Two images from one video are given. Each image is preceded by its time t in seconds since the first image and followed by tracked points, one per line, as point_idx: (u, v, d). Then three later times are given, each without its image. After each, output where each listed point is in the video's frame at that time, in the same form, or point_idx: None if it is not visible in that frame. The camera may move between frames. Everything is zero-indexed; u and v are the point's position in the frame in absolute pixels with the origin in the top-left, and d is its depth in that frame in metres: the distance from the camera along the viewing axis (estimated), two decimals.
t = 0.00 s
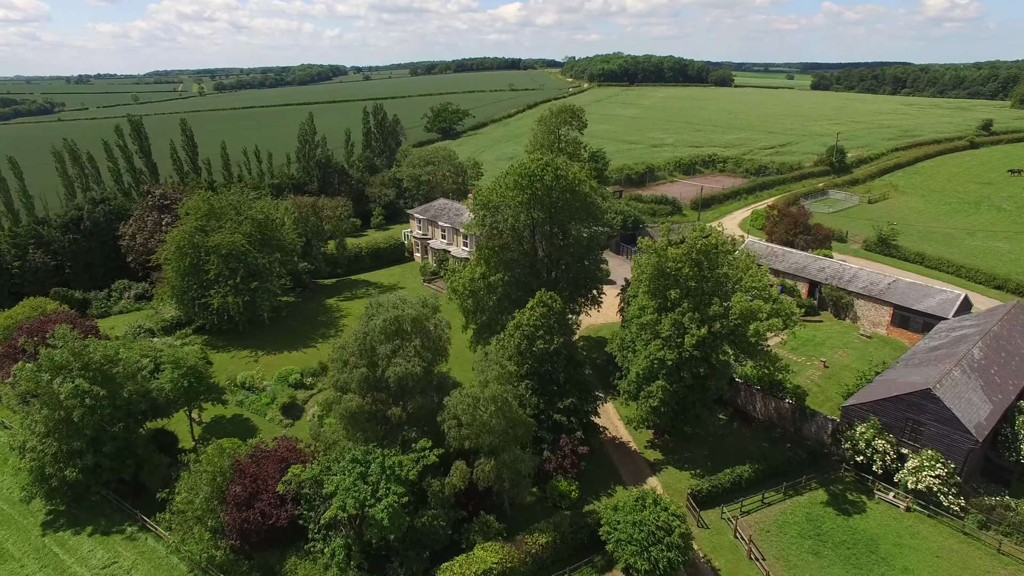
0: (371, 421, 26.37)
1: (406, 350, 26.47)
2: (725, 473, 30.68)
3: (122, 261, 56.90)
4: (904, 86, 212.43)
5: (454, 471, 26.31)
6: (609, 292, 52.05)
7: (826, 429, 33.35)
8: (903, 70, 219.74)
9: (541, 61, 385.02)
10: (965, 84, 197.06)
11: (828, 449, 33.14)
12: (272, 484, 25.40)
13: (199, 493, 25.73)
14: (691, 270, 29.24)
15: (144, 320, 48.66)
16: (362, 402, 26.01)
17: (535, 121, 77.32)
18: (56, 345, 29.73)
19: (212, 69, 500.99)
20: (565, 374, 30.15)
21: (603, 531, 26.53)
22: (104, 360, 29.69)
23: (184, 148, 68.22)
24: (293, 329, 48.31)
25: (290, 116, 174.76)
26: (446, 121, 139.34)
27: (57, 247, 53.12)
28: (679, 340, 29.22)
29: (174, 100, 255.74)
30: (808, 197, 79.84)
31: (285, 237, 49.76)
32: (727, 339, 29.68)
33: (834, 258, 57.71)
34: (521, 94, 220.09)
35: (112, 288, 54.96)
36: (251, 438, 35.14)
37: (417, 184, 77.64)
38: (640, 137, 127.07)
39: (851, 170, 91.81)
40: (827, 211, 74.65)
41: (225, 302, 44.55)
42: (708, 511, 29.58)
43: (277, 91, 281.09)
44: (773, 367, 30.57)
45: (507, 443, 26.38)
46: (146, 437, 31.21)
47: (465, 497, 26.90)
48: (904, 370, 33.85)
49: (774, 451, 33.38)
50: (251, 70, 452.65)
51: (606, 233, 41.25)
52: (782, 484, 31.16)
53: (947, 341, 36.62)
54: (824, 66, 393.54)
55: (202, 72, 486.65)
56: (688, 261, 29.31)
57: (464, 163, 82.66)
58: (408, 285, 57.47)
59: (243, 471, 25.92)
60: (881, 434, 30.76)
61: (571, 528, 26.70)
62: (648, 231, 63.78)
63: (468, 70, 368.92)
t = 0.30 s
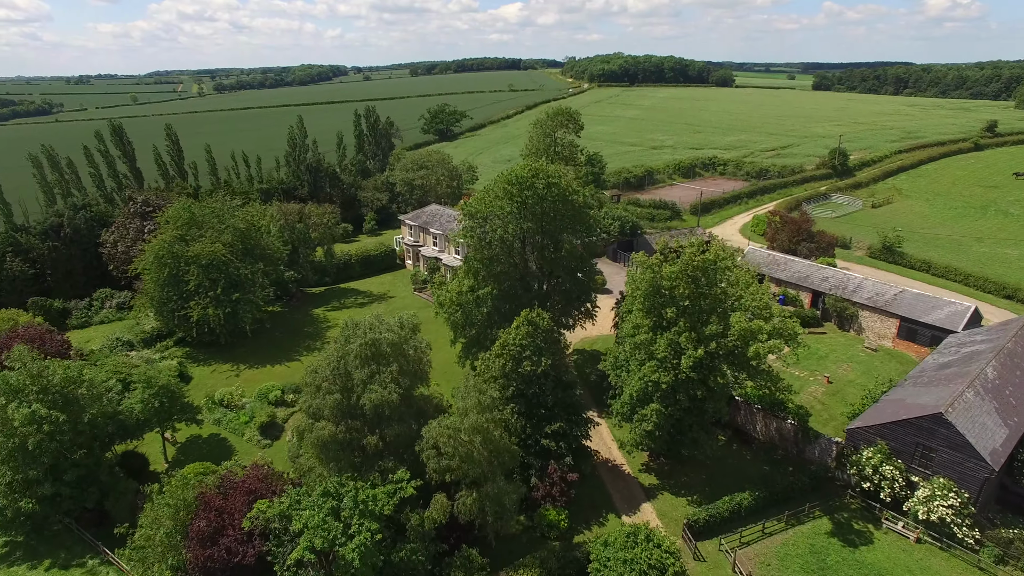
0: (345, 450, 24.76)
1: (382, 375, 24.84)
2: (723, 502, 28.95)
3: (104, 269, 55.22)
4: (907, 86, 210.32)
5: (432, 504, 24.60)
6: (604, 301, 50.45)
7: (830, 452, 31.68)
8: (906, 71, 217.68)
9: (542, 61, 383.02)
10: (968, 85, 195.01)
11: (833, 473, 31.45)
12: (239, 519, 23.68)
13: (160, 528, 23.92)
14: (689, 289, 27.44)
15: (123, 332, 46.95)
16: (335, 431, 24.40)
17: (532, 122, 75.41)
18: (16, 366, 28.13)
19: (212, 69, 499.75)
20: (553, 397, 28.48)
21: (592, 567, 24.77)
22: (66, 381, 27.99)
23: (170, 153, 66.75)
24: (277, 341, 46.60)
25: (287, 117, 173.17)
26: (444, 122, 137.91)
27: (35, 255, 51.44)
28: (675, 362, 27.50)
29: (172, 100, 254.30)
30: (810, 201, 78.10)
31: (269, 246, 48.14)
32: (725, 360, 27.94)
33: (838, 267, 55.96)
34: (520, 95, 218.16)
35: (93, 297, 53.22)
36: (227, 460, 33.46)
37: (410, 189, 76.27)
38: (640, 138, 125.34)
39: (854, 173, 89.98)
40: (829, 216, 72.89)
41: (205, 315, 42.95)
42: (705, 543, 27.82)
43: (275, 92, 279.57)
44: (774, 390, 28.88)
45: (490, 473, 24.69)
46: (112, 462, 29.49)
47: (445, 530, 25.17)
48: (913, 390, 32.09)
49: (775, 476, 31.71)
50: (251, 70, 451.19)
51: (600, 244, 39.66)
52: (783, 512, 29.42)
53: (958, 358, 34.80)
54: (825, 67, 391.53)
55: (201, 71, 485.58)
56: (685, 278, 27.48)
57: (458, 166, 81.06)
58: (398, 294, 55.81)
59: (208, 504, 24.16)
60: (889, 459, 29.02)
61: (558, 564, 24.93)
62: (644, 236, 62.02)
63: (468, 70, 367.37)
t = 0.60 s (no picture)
0: (314, 481, 23.18)
1: (353, 402, 23.25)
2: (721, 531, 27.23)
3: (84, 275, 53.43)
4: (910, 84, 207.98)
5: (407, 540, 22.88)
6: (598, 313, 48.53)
7: (834, 475, 30.01)
8: (909, 68, 215.38)
9: (542, 59, 381.40)
10: (972, 82, 192.73)
11: (836, 497, 29.76)
12: (199, 556, 21.92)
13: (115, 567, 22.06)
14: (684, 307, 25.73)
15: (101, 341, 45.18)
16: (304, 461, 22.79)
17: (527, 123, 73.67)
18: None
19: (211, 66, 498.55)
20: (540, 420, 26.81)
21: None
22: (23, 402, 26.06)
23: (156, 155, 65.39)
24: (259, 353, 44.98)
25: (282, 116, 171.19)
26: (440, 122, 137.48)
27: (12, 261, 49.63)
28: (669, 384, 25.82)
29: (170, 98, 252.51)
30: (812, 203, 76.24)
31: (251, 252, 46.53)
32: (723, 381, 26.25)
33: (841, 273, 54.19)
34: (520, 93, 216.22)
35: (73, 304, 51.36)
36: (200, 482, 31.76)
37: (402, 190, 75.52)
38: (639, 138, 123.37)
39: (857, 173, 88.10)
40: (832, 219, 71.04)
41: (183, 325, 41.26)
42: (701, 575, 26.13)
43: (273, 90, 277.53)
44: (775, 412, 27.21)
45: (470, 504, 23.04)
46: (74, 489, 27.75)
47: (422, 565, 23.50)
48: (922, 410, 30.36)
49: (775, 500, 30.04)
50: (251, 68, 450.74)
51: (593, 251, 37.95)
52: (784, 541, 27.71)
53: (969, 373, 33.05)
54: (827, 64, 388.85)
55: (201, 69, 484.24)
56: (679, 295, 25.70)
57: (453, 167, 79.34)
58: (387, 300, 54.11)
59: (167, 539, 22.37)
60: (896, 484, 27.32)
61: None
62: (641, 242, 59.53)
63: (468, 67, 365.29)
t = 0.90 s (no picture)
0: (280, 508, 21.64)
1: (321, 424, 21.64)
2: (716, 555, 25.67)
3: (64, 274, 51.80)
4: (914, 74, 204.80)
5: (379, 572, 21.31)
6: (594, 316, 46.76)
7: (835, 492, 28.41)
8: (914, 58, 212.05)
9: (542, 48, 377.55)
10: (977, 73, 189.73)
11: (838, 516, 28.17)
12: None
13: None
14: (677, 319, 23.90)
15: (77, 346, 43.62)
16: (269, 487, 21.32)
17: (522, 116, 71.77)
18: None
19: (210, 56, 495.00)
20: (524, 438, 25.21)
21: None
22: None
23: (139, 150, 63.58)
24: (240, 358, 43.47)
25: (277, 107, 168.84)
26: (437, 114, 135.37)
27: None
28: (661, 402, 24.17)
29: (166, 88, 249.93)
30: (815, 199, 74.26)
31: (231, 253, 44.98)
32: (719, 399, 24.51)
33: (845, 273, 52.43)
34: (519, 83, 213.50)
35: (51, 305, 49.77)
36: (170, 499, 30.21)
37: (394, 185, 73.88)
38: (638, 130, 121.11)
39: (861, 167, 86.06)
40: (835, 215, 69.14)
41: (159, 330, 39.66)
42: None
43: (270, 80, 274.69)
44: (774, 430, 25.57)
45: (446, 533, 21.47)
46: (32, 510, 26.24)
47: None
48: (930, 425, 28.73)
49: (774, 519, 28.51)
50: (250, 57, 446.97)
51: (584, 254, 36.26)
52: (782, 565, 26.16)
53: (980, 384, 31.38)
54: (831, 54, 383.70)
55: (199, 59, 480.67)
56: (672, 307, 23.91)
57: (446, 161, 77.51)
58: (375, 300, 52.49)
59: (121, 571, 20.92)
60: (903, 506, 25.71)
61: None
62: (638, 241, 57.39)
63: (467, 57, 361.67)
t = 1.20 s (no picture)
0: (239, 534, 20.17)
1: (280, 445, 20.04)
2: None
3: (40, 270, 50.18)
4: (919, 59, 201.19)
5: None
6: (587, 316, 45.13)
7: (835, 506, 26.83)
8: (919, 43, 208.23)
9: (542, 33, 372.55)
10: (984, 58, 186.24)
11: (838, 532, 26.57)
12: None
13: None
14: (667, 331, 22.21)
15: (51, 346, 42.10)
16: (225, 513, 19.83)
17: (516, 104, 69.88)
18: None
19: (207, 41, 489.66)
20: (504, 456, 23.77)
21: None
22: None
23: (120, 140, 61.72)
24: (220, 359, 41.96)
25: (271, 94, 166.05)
26: (433, 101, 132.76)
27: None
28: (649, 419, 22.65)
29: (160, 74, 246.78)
30: (817, 190, 72.35)
31: (209, 250, 43.38)
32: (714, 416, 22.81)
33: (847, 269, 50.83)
34: (518, 69, 210.12)
35: (26, 302, 48.19)
36: (137, 512, 28.69)
37: (385, 176, 72.17)
38: (637, 117, 118.73)
39: (864, 156, 83.94)
40: (837, 207, 67.29)
41: (133, 331, 38.13)
42: None
43: (266, 65, 270.86)
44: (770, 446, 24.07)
45: (416, 562, 20.02)
46: None
47: None
48: (936, 438, 27.26)
49: (770, 535, 27.09)
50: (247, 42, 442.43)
51: (573, 253, 34.63)
52: None
53: (988, 393, 29.90)
54: (834, 39, 377.56)
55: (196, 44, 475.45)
56: (663, 319, 22.16)
57: (439, 151, 75.63)
58: (362, 297, 50.93)
59: None
60: (907, 525, 24.25)
61: None
62: (633, 234, 55.04)
63: (467, 41, 357.02)
